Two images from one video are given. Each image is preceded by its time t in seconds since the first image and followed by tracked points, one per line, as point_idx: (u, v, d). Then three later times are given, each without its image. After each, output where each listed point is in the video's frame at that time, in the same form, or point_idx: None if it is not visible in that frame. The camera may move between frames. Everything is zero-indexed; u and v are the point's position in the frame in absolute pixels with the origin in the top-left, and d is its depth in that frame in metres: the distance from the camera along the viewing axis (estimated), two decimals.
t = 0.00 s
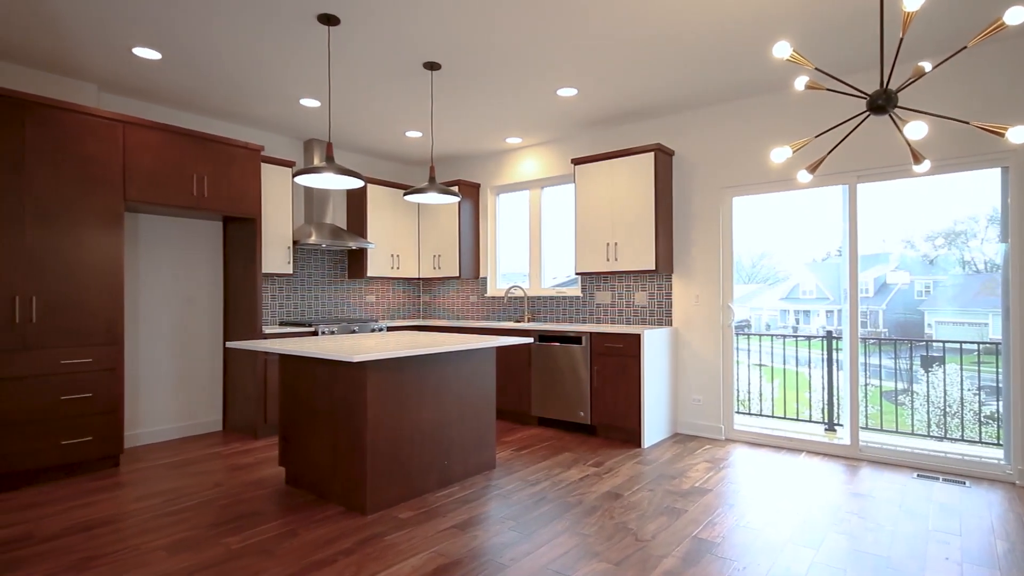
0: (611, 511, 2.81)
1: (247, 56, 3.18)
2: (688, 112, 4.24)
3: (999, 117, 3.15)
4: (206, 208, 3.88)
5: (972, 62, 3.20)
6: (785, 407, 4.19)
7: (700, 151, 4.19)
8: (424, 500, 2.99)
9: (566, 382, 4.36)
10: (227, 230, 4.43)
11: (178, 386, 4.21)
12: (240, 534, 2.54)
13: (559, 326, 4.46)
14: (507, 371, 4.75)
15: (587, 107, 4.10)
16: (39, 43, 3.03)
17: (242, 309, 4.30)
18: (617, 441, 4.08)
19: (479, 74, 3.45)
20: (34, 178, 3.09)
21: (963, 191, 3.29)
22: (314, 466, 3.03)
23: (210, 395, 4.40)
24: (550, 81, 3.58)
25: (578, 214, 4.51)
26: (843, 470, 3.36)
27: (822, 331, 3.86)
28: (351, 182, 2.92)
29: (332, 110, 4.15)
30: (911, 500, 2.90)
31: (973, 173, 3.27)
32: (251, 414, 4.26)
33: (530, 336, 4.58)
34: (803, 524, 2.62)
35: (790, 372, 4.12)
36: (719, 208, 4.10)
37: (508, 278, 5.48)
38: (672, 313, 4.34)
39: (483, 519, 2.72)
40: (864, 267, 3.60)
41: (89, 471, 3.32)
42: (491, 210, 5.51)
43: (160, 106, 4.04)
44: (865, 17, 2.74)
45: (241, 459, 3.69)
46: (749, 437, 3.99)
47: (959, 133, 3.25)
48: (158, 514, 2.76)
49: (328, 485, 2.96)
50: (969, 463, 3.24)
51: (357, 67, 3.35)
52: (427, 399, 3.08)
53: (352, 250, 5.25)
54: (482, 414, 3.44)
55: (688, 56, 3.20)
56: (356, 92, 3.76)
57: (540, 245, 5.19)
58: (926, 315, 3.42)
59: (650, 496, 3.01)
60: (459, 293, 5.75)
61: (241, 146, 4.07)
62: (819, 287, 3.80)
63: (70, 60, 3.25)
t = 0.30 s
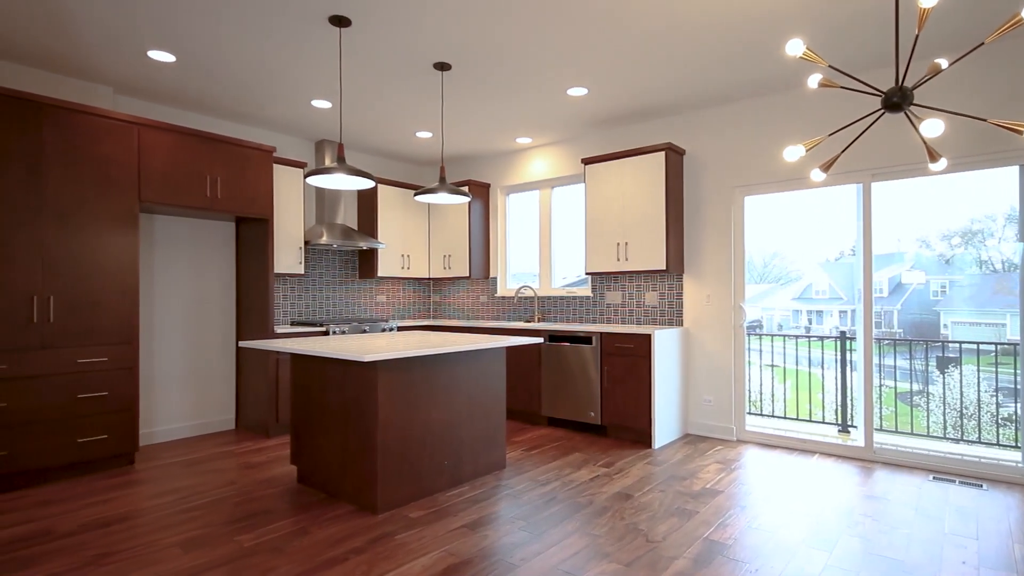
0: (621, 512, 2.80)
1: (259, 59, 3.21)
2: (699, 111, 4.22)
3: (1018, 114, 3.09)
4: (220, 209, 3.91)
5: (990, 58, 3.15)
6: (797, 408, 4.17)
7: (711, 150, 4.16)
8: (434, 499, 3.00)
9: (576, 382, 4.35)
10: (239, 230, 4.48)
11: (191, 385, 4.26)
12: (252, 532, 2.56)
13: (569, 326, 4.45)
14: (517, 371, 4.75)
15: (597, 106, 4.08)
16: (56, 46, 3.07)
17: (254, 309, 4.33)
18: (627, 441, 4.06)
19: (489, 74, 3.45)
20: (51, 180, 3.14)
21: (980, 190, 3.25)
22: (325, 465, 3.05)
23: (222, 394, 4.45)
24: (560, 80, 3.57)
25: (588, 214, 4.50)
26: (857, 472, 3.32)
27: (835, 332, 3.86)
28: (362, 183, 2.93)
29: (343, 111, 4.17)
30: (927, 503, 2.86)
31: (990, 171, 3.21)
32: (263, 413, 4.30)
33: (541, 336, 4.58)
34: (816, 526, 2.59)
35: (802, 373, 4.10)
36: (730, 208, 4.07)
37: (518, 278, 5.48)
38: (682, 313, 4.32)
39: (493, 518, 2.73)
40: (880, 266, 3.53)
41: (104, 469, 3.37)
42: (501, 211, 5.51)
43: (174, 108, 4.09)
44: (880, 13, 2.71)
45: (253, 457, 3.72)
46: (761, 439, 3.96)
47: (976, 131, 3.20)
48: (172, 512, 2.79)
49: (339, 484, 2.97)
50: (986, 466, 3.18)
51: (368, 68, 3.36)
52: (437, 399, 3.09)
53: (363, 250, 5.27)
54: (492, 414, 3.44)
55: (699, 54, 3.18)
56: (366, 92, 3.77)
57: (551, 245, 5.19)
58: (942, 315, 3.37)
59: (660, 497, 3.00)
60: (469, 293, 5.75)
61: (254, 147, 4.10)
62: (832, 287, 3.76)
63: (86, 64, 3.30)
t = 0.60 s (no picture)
0: (632, 512, 2.79)
1: (273, 61, 3.24)
2: (711, 110, 4.19)
3: None
4: (233, 209, 3.96)
5: (1009, 55, 3.10)
6: (810, 409, 4.13)
7: (723, 149, 4.13)
8: (445, 499, 3.00)
9: (587, 383, 4.34)
10: (253, 231, 4.52)
11: (205, 384, 4.30)
12: (266, 530, 2.59)
13: (579, 326, 4.45)
14: (528, 371, 4.75)
15: (608, 105, 4.07)
16: (74, 50, 3.12)
17: (267, 309, 4.37)
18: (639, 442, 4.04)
19: (500, 74, 3.45)
20: (69, 182, 3.19)
21: (998, 189, 3.19)
22: (337, 464, 3.07)
23: (235, 393, 4.49)
24: (571, 80, 3.56)
25: (599, 214, 4.49)
26: (872, 475, 3.28)
27: (849, 332, 3.81)
28: (374, 183, 2.95)
29: (355, 113, 4.19)
30: (944, 506, 2.81)
31: (1009, 169, 3.16)
32: (276, 412, 4.33)
33: (551, 336, 4.58)
34: (830, 528, 2.57)
35: (816, 374, 4.07)
36: (743, 207, 4.04)
37: (528, 278, 5.48)
38: (694, 313, 4.29)
39: (504, 518, 2.73)
40: (896, 266, 3.49)
41: (120, 467, 3.41)
42: (511, 210, 5.51)
43: (189, 110, 4.14)
44: (896, 10, 2.67)
45: (266, 456, 3.76)
46: (774, 440, 3.92)
47: (995, 128, 3.15)
48: (186, 509, 2.82)
49: (350, 482, 2.99)
50: (1005, 469, 3.12)
51: (380, 69, 3.37)
52: (448, 399, 3.10)
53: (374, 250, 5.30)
54: (503, 414, 3.44)
55: (711, 53, 3.16)
56: (378, 94, 3.79)
57: (561, 245, 5.18)
58: (959, 315, 3.32)
59: (672, 498, 2.98)
60: (480, 293, 5.76)
61: (267, 148, 4.14)
62: (846, 286, 3.72)
63: (103, 67, 3.35)
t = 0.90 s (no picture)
0: (643, 513, 2.79)
1: (285, 62, 3.27)
2: (722, 109, 4.16)
3: None
4: (246, 210, 3.99)
5: None
6: (824, 410, 4.09)
7: (735, 148, 4.10)
8: (455, 498, 3.01)
9: (597, 383, 4.33)
10: (265, 231, 4.56)
11: (217, 383, 4.34)
12: (278, 527, 2.61)
13: (589, 327, 4.44)
14: (538, 371, 4.75)
15: (618, 105, 4.05)
16: (90, 53, 3.17)
17: (279, 308, 4.41)
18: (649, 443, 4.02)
19: (510, 74, 3.45)
20: (86, 183, 3.24)
21: (1016, 187, 3.14)
22: (348, 463, 3.09)
23: (247, 392, 4.53)
24: (582, 79, 3.56)
25: (609, 214, 4.48)
26: (886, 477, 3.24)
27: (863, 332, 3.79)
28: (386, 183, 2.96)
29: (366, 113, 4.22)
30: (960, 509, 2.78)
31: None
32: (288, 411, 4.37)
33: (561, 336, 4.58)
34: (844, 531, 2.54)
35: (829, 375, 4.02)
36: (755, 206, 4.01)
37: (538, 278, 5.48)
38: (705, 313, 4.26)
39: (514, 518, 2.73)
40: (910, 266, 3.45)
41: (134, 465, 3.45)
42: (521, 210, 5.52)
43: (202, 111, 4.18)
44: (912, 6, 2.64)
45: (277, 454, 3.78)
46: (786, 441, 3.89)
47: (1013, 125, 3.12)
48: (199, 507, 2.85)
49: (361, 481, 3.01)
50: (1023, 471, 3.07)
51: (391, 70, 3.39)
52: (459, 399, 3.10)
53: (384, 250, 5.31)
54: (513, 414, 3.45)
55: (723, 51, 3.13)
56: (389, 94, 3.81)
57: (572, 245, 5.17)
58: (975, 315, 3.28)
59: (683, 499, 2.97)
60: (490, 292, 5.77)
61: (279, 149, 4.18)
62: (859, 286, 3.69)
63: (119, 69, 3.40)
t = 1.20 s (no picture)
0: (648, 514, 2.77)
1: (290, 63, 3.27)
2: (729, 108, 4.14)
3: None
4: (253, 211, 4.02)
5: None
6: (834, 413, 4.22)
7: (742, 147, 4.08)
8: (460, 498, 3.01)
9: (604, 383, 4.32)
10: (272, 232, 4.58)
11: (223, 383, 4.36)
12: (284, 527, 2.62)
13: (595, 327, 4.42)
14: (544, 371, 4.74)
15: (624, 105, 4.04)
16: (97, 54, 3.18)
17: (286, 309, 4.43)
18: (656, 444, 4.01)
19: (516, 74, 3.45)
20: (95, 184, 3.26)
21: None
22: (354, 462, 3.10)
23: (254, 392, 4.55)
24: (587, 79, 3.55)
25: (615, 214, 4.48)
26: (895, 478, 3.22)
27: (871, 334, 4.02)
28: (391, 184, 2.97)
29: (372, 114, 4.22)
30: (968, 511, 2.75)
31: None
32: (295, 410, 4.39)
33: (568, 336, 4.58)
34: (851, 533, 2.52)
35: (840, 377, 4.21)
36: (762, 205, 3.96)
37: (545, 278, 5.49)
38: (712, 313, 4.24)
39: (519, 518, 2.72)
40: (920, 266, 3.34)
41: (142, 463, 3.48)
42: (524, 210, 5.50)
43: (209, 113, 4.20)
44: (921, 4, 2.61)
45: (283, 454, 3.80)
46: (793, 443, 3.85)
47: None
48: (205, 506, 2.87)
49: (368, 481, 3.02)
50: None
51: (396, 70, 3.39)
52: (464, 398, 3.10)
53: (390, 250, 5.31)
54: (519, 414, 3.44)
55: (729, 50, 3.12)
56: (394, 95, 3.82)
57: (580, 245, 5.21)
58: (983, 312, 3.34)
59: (689, 500, 2.96)
60: (496, 292, 5.76)
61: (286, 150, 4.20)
62: (867, 288, 3.81)
63: (126, 71, 3.41)
